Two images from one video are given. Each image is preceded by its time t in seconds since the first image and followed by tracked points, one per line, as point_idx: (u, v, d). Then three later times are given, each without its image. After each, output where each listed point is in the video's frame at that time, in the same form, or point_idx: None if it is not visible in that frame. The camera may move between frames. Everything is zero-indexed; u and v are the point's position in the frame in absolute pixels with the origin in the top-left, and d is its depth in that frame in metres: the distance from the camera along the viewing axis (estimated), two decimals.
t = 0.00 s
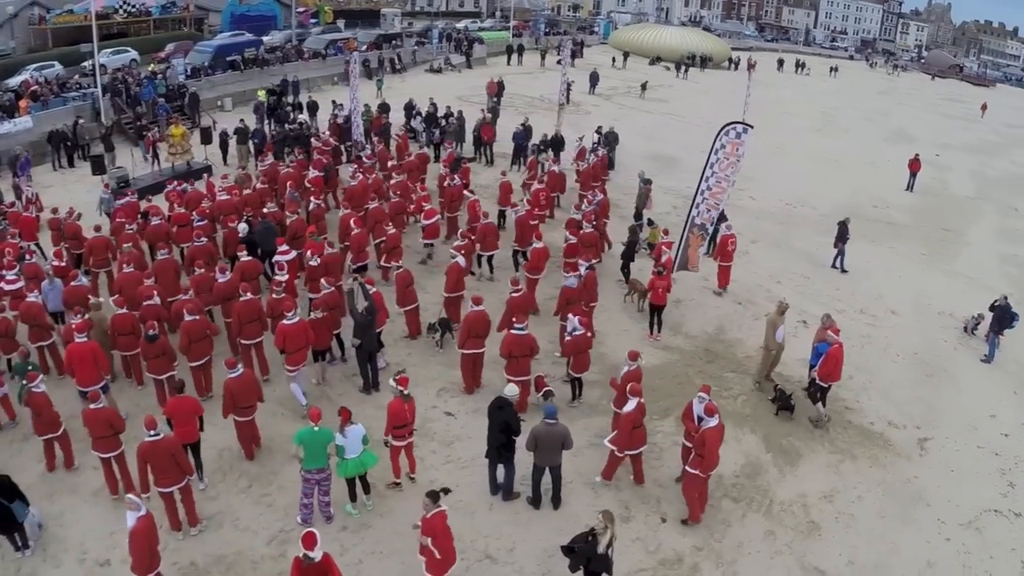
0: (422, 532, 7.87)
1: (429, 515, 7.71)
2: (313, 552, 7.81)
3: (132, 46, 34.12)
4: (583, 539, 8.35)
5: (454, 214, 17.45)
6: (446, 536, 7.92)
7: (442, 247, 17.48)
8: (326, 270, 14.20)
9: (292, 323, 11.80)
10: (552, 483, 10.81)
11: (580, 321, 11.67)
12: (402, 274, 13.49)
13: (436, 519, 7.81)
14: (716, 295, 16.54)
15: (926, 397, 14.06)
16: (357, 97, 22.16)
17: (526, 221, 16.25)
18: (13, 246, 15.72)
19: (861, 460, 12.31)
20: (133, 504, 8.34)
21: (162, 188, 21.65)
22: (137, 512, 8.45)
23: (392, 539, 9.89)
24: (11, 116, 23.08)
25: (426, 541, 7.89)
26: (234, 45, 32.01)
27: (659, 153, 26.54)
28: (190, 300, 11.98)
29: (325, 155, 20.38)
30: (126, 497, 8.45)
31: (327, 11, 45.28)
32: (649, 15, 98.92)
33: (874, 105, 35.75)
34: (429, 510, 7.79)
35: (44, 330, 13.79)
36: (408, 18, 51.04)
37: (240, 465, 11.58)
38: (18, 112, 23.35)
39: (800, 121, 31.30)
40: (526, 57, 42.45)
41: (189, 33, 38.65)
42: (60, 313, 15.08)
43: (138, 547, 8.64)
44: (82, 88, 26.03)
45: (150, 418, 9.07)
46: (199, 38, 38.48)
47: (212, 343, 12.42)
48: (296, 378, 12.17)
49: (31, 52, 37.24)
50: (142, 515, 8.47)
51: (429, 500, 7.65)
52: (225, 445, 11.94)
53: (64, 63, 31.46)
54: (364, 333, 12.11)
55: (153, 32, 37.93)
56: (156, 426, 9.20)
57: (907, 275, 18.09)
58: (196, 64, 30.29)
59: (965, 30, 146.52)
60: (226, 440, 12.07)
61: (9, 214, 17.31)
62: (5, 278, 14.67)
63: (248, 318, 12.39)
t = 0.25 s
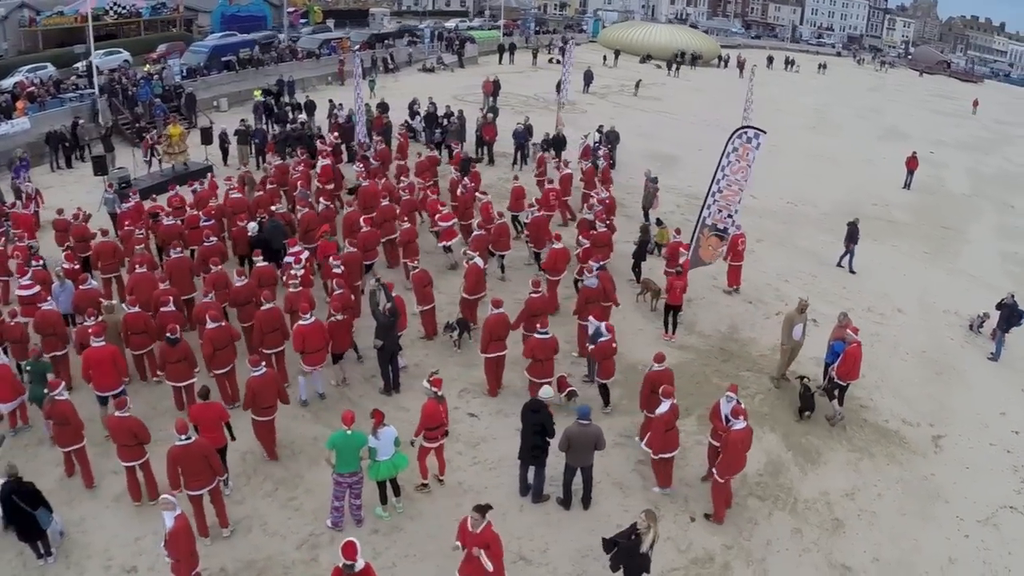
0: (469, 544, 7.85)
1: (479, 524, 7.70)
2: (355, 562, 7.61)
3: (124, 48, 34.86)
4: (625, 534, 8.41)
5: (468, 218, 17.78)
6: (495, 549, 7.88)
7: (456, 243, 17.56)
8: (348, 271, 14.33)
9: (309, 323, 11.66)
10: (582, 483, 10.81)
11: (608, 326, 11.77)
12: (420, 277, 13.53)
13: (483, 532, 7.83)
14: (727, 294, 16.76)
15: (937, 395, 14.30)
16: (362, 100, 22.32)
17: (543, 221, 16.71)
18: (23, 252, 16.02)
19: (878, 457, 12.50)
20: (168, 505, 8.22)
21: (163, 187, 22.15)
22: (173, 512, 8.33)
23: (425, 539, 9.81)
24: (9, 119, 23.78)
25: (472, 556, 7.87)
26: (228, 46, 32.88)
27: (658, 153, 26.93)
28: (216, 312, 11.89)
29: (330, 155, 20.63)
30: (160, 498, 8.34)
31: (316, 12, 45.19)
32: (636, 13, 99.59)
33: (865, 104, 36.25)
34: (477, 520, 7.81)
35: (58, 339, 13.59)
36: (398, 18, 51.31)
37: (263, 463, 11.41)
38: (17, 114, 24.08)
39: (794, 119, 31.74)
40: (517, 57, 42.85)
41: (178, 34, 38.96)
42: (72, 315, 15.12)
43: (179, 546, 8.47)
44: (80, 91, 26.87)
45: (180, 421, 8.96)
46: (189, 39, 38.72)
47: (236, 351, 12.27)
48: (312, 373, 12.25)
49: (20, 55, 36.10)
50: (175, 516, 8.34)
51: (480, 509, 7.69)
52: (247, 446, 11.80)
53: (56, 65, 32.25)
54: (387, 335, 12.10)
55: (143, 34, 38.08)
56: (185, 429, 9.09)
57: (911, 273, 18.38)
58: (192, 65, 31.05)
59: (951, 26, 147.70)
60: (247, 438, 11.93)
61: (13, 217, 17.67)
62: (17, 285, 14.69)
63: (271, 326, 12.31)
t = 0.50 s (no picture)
0: (504, 535, 7.84)
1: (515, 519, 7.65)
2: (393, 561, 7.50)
3: (121, 49, 35.04)
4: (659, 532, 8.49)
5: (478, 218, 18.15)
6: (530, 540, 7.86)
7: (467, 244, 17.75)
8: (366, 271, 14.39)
9: (331, 327, 11.47)
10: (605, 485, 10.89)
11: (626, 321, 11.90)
12: (433, 280, 13.51)
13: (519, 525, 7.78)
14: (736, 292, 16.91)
15: (947, 392, 14.50)
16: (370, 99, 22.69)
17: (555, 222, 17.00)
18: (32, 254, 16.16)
19: (892, 454, 12.67)
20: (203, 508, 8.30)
21: (166, 188, 22.30)
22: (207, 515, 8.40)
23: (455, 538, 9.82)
24: (9, 120, 23.86)
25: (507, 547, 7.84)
26: (228, 46, 33.29)
27: (659, 152, 27.18)
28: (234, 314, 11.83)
29: (336, 158, 20.82)
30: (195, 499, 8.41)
31: (310, 13, 45.23)
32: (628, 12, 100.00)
33: (861, 102, 36.60)
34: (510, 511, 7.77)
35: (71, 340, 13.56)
36: (394, 19, 51.46)
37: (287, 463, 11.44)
38: (17, 115, 24.19)
39: (792, 118, 32.05)
40: (514, 56, 43.06)
41: (169, 35, 38.80)
42: (83, 317, 15.10)
43: (216, 548, 8.55)
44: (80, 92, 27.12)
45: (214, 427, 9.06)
46: (186, 40, 38.80)
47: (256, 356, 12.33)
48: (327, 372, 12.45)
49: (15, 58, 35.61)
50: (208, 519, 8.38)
51: (515, 503, 7.63)
52: (268, 447, 11.77)
53: (53, 66, 32.45)
54: (406, 337, 12.14)
55: (138, 36, 38.12)
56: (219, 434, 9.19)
57: (916, 272, 18.62)
58: (192, 65, 31.36)
59: (940, 21, 148.59)
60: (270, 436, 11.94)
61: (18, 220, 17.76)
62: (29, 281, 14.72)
63: (288, 321, 12.34)
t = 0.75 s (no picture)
0: (551, 541, 7.83)
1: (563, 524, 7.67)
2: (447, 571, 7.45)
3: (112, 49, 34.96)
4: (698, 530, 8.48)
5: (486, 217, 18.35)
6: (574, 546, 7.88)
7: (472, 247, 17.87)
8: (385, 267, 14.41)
9: (362, 323, 11.57)
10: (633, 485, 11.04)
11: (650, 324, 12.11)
12: (443, 269, 14.08)
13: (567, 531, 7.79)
14: (745, 291, 17.25)
15: (953, 388, 14.84)
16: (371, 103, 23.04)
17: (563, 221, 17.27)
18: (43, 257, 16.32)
19: (906, 450, 12.95)
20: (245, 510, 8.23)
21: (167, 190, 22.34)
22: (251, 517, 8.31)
23: (488, 539, 9.86)
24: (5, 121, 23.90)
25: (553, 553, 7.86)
26: (222, 46, 33.43)
27: (657, 150, 27.49)
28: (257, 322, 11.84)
29: (341, 162, 20.95)
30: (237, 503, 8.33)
31: (299, 12, 44.84)
32: (612, 8, 100.46)
33: (851, 99, 37.11)
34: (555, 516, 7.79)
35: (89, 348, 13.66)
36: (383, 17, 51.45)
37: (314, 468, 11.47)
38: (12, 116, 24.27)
39: (784, 116, 32.51)
40: (505, 54, 43.19)
41: (156, 36, 38.63)
42: (97, 320, 15.10)
43: (261, 554, 8.50)
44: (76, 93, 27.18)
45: (257, 428, 9.04)
46: (176, 40, 38.66)
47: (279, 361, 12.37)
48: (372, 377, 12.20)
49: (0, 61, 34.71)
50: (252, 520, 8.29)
51: (563, 508, 7.65)
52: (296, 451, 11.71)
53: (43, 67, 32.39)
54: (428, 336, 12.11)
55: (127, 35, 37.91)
56: (260, 437, 9.13)
57: (916, 271, 19.03)
58: (187, 65, 31.43)
59: (920, 17, 150.58)
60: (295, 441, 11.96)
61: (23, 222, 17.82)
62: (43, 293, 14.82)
63: (313, 334, 12.34)
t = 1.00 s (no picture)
0: (593, 538, 8.03)
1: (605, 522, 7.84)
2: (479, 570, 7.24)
3: (107, 50, 34.87)
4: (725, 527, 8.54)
5: (491, 217, 18.59)
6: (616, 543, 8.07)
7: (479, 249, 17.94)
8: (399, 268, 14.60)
9: (391, 341, 11.55)
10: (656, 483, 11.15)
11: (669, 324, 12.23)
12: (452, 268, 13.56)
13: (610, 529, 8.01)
14: (754, 290, 17.46)
15: (960, 384, 15.10)
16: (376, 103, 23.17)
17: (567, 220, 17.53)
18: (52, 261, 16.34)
19: (917, 445, 13.17)
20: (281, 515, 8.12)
21: (171, 191, 22.34)
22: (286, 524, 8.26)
23: (515, 538, 9.93)
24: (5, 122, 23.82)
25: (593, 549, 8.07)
26: (220, 46, 33.34)
27: (657, 150, 27.72)
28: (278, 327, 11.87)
29: (346, 163, 21.08)
30: (272, 507, 8.24)
31: (292, 12, 44.90)
32: (602, 7, 100.91)
33: (844, 97, 37.49)
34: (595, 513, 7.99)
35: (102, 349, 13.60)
36: (376, 17, 51.44)
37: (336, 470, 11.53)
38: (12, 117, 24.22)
39: (779, 116, 32.85)
40: (500, 53, 43.29)
41: (149, 37, 38.31)
42: (109, 321, 15.02)
43: (291, 558, 8.38)
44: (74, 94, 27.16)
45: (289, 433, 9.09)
46: (170, 40, 38.56)
47: (300, 365, 12.39)
48: (398, 398, 11.99)
49: None
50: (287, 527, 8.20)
51: (606, 507, 7.83)
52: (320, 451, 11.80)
53: (38, 68, 32.30)
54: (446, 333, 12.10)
55: (122, 36, 37.77)
56: (292, 441, 9.17)
57: (917, 268, 19.34)
58: (184, 65, 31.46)
59: (907, 13, 151.74)
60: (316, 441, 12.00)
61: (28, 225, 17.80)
62: (53, 294, 14.77)
63: (331, 327, 12.34)
